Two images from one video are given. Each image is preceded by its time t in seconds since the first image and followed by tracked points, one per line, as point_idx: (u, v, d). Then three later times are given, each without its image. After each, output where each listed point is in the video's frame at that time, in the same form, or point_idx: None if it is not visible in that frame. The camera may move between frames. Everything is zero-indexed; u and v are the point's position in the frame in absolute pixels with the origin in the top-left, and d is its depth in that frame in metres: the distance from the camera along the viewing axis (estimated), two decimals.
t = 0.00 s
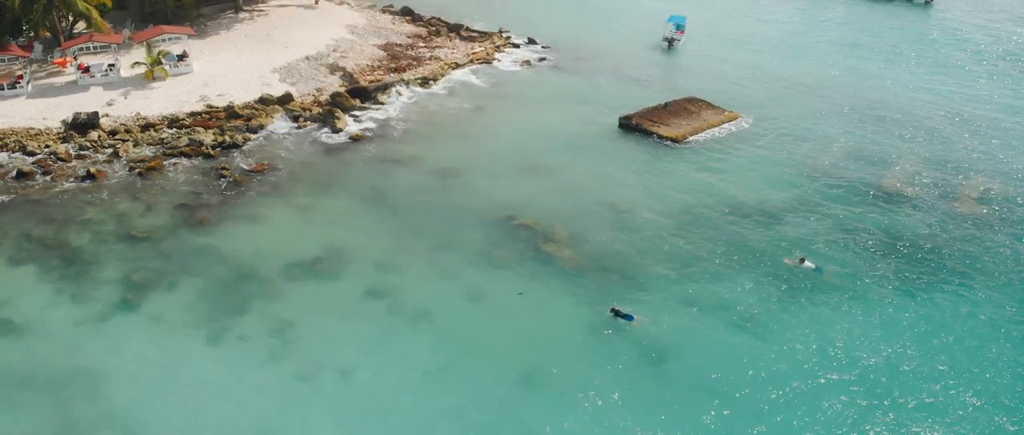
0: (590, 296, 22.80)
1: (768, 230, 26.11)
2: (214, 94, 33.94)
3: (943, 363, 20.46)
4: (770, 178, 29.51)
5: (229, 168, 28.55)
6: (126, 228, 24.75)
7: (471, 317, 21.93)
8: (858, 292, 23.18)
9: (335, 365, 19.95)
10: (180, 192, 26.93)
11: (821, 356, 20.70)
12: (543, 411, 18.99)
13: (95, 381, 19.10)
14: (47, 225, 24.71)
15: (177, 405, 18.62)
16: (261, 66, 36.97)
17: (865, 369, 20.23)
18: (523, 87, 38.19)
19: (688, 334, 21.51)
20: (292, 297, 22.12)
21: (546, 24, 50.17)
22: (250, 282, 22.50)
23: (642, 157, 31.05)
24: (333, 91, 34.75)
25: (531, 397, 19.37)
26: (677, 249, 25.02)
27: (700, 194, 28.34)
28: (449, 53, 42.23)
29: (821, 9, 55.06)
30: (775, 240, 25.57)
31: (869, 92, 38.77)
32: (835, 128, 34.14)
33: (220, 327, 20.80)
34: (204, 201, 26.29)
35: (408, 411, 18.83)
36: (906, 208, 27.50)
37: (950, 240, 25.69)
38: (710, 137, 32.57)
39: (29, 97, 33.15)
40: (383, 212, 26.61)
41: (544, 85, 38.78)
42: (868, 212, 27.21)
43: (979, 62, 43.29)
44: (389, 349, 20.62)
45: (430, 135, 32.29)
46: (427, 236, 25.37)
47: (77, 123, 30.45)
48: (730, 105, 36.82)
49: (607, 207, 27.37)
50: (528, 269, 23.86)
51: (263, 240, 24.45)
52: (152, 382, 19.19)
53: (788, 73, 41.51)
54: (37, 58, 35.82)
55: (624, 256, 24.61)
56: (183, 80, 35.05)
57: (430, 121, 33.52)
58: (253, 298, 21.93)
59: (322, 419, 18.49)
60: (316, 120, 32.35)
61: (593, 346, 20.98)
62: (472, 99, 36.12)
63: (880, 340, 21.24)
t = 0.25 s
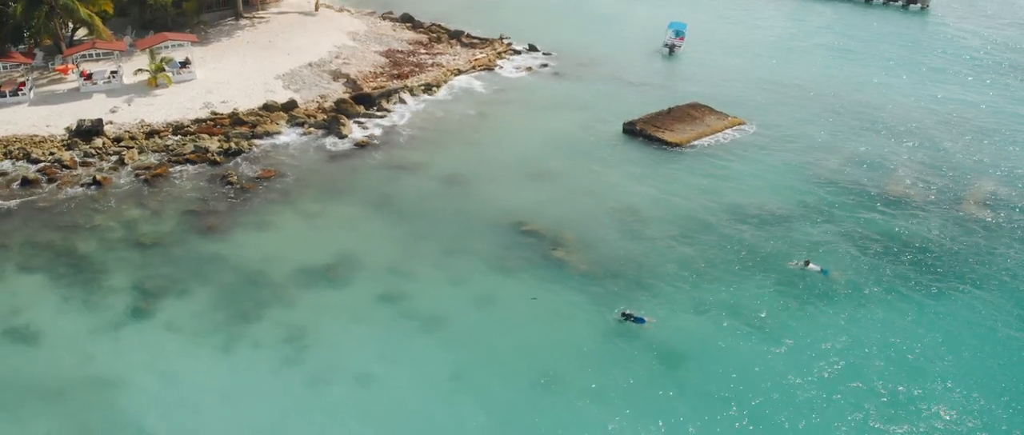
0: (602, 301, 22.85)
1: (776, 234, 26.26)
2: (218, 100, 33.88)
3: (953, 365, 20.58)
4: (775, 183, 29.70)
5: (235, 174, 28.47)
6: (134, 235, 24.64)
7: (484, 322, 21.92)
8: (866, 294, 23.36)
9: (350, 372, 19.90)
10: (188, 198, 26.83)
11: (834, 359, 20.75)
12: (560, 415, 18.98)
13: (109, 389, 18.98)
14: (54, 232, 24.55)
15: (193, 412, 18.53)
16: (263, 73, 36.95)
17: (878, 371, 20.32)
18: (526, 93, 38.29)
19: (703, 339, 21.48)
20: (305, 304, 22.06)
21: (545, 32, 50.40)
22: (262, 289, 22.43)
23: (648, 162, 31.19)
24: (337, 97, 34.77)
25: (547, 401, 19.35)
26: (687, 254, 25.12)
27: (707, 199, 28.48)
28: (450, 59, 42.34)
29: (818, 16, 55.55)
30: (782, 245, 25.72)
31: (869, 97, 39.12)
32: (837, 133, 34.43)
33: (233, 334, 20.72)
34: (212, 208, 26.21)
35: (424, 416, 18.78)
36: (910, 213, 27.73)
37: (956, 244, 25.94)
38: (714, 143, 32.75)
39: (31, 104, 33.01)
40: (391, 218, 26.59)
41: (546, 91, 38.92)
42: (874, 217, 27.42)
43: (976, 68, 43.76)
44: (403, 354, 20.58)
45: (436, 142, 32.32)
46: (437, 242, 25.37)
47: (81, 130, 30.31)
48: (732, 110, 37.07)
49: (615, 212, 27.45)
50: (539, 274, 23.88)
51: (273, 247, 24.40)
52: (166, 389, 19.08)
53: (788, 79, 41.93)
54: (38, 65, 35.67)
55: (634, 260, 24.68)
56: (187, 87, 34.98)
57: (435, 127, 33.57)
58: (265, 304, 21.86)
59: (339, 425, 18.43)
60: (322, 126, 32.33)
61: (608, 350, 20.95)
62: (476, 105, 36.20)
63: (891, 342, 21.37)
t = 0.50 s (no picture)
0: (613, 305, 22.86)
1: (782, 239, 26.39)
2: (221, 107, 33.82)
3: (962, 368, 20.66)
4: (780, 188, 29.86)
5: (241, 181, 28.40)
6: (141, 241, 24.53)
7: (496, 326, 21.86)
8: (873, 300, 23.45)
9: (363, 377, 19.82)
10: (194, 204, 26.74)
11: (843, 362, 20.80)
12: (575, 418, 18.91)
13: (121, 396, 18.86)
14: (60, 239, 24.41)
15: (206, 419, 18.40)
16: (266, 79, 36.92)
17: (887, 374, 20.38)
18: (528, 99, 38.38)
19: (714, 343, 21.49)
20: (315, 310, 21.98)
21: (544, 40, 50.64)
22: (272, 295, 22.36)
23: (652, 167, 31.30)
24: (341, 104, 34.79)
25: (562, 405, 19.29)
26: (695, 259, 25.20)
27: (713, 204, 28.60)
28: (452, 65, 42.43)
29: (815, 22, 56.00)
30: (790, 249, 25.83)
31: (869, 103, 39.43)
32: (839, 139, 34.68)
33: (244, 341, 20.63)
34: (219, 214, 26.12)
35: (439, 420, 18.70)
36: (914, 217, 27.93)
37: (961, 247, 26.14)
38: (717, 148, 32.90)
39: (33, 111, 32.87)
40: (399, 224, 26.56)
41: (549, 97, 39.03)
42: (878, 221, 27.60)
43: (972, 74, 44.18)
44: (416, 359, 20.49)
45: (440, 148, 32.34)
46: (445, 248, 25.34)
47: (85, 137, 30.18)
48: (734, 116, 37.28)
49: (622, 217, 27.51)
50: (549, 278, 23.87)
51: (282, 254, 24.34)
52: (178, 396, 18.96)
53: (787, 85, 42.30)
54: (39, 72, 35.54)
55: (643, 265, 24.73)
56: (189, 94, 34.91)
57: (439, 133, 33.60)
58: (276, 311, 21.78)
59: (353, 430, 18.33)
60: (326, 132, 32.31)
61: (620, 353, 20.94)
62: (479, 111, 36.25)
63: (899, 347, 21.45)
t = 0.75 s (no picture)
0: (624, 308, 22.88)
1: (789, 243, 26.50)
2: (225, 114, 33.76)
3: (972, 367, 20.75)
4: (784, 193, 30.04)
5: (248, 188, 28.32)
6: (150, 249, 24.43)
7: (508, 331, 21.85)
8: (883, 301, 23.51)
9: (377, 383, 19.76)
10: (201, 212, 26.65)
11: (854, 364, 20.87)
12: (592, 424, 18.92)
13: (135, 406, 18.74)
14: (68, 246, 24.29)
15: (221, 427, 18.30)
16: (269, 87, 36.90)
17: (898, 374, 20.46)
18: (531, 105, 38.48)
19: (727, 346, 21.51)
20: (327, 318, 21.93)
21: (543, 48, 50.84)
22: (284, 303, 22.30)
23: (657, 172, 31.40)
24: (345, 111, 34.79)
25: (578, 411, 19.30)
26: (704, 263, 25.27)
27: (720, 208, 28.71)
28: (453, 72, 42.54)
29: (811, 30, 56.55)
30: (797, 253, 25.95)
31: (868, 109, 39.78)
32: (840, 144, 34.95)
33: (257, 349, 20.56)
34: (227, 221, 26.06)
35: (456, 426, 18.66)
36: (919, 221, 28.12)
37: (966, 250, 26.34)
38: (721, 153, 33.06)
39: (36, 119, 32.72)
40: (407, 230, 26.53)
41: (551, 103, 39.16)
42: (883, 225, 27.76)
43: (969, 80, 44.62)
44: (430, 365, 20.45)
45: (445, 154, 32.37)
46: (455, 253, 25.33)
47: (89, 144, 30.06)
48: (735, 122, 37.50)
49: (630, 222, 27.58)
50: (560, 284, 23.89)
51: (291, 261, 24.29)
52: (193, 405, 18.86)
53: (786, 92, 42.62)
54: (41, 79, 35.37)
55: (653, 270, 24.77)
56: (192, 101, 34.83)
57: (444, 140, 33.64)
58: (288, 319, 21.72)
59: None
60: (331, 139, 32.29)
61: (634, 358, 20.94)
62: (482, 118, 36.33)
63: (910, 347, 21.49)
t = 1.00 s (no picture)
0: (633, 313, 22.92)
1: (795, 248, 26.65)
2: (228, 121, 33.72)
3: (979, 371, 20.91)
4: (788, 198, 30.20)
5: (253, 194, 28.27)
6: (157, 256, 24.34)
7: (519, 336, 21.85)
8: (889, 306, 23.63)
9: (389, 389, 19.71)
10: (207, 218, 26.58)
11: (863, 367, 20.98)
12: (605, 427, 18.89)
13: (147, 413, 18.64)
14: (74, 253, 24.18)
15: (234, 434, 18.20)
16: (271, 93, 36.87)
17: (906, 377, 20.60)
18: (533, 111, 38.56)
19: (736, 349, 21.57)
20: (337, 324, 21.89)
21: (543, 55, 51.00)
22: (292, 309, 22.25)
23: (661, 177, 31.52)
24: (348, 117, 34.82)
25: (591, 414, 19.26)
26: (710, 268, 25.37)
27: (724, 214, 28.84)
28: (454, 79, 42.63)
29: (807, 37, 56.97)
30: (803, 258, 26.09)
31: (867, 115, 40.06)
32: (841, 150, 35.19)
33: (267, 356, 20.49)
34: (233, 228, 26.02)
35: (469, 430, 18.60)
36: (922, 226, 28.31)
37: (971, 255, 26.47)
38: (723, 159, 33.22)
39: (37, 126, 32.60)
40: (414, 236, 26.54)
41: (552, 109, 39.27)
42: (887, 230, 27.94)
43: (966, 86, 44.98)
44: (441, 370, 20.42)
45: (449, 160, 32.39)
46: (462, 259, 25.34)
47: (92, 151, 29.96)
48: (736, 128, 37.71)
49: (636, 228, 27.67)
50: (568, 289, 23.92)
51: (299, 267, 24.25)
52: (204, 412, 18.76)
53: (785, 98, 42.89)
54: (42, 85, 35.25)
55: (660, 275, 24.86)
56: (195, 108, 34.78)
57: (447, 146, 33.67)
58: (297, 325, 21.67)
59: None
60: (334, 146, 32.28)
61: (645, 362, 20.96)
62: (485, 123, 36.41)
63: (917, 352, 21.60)
